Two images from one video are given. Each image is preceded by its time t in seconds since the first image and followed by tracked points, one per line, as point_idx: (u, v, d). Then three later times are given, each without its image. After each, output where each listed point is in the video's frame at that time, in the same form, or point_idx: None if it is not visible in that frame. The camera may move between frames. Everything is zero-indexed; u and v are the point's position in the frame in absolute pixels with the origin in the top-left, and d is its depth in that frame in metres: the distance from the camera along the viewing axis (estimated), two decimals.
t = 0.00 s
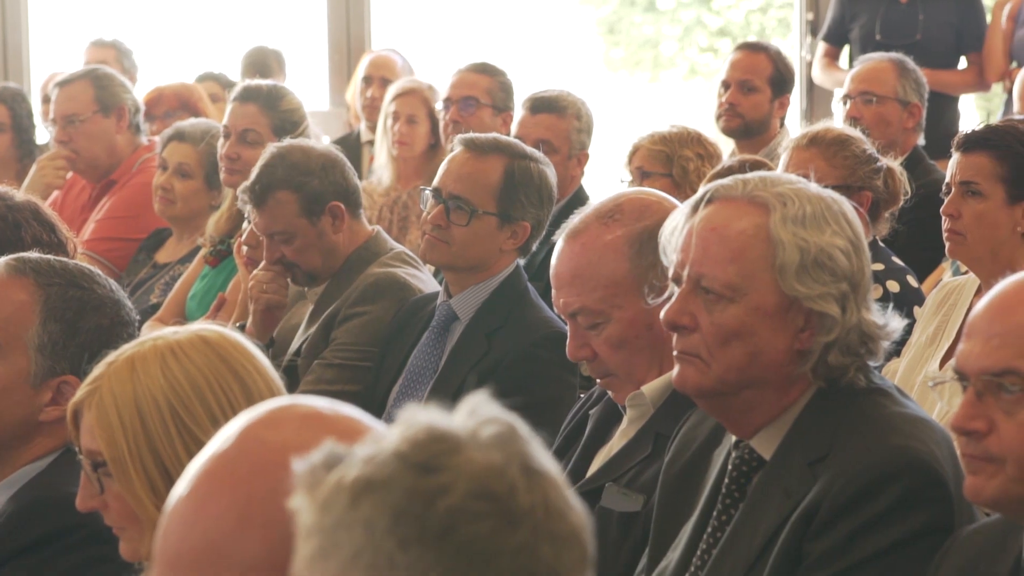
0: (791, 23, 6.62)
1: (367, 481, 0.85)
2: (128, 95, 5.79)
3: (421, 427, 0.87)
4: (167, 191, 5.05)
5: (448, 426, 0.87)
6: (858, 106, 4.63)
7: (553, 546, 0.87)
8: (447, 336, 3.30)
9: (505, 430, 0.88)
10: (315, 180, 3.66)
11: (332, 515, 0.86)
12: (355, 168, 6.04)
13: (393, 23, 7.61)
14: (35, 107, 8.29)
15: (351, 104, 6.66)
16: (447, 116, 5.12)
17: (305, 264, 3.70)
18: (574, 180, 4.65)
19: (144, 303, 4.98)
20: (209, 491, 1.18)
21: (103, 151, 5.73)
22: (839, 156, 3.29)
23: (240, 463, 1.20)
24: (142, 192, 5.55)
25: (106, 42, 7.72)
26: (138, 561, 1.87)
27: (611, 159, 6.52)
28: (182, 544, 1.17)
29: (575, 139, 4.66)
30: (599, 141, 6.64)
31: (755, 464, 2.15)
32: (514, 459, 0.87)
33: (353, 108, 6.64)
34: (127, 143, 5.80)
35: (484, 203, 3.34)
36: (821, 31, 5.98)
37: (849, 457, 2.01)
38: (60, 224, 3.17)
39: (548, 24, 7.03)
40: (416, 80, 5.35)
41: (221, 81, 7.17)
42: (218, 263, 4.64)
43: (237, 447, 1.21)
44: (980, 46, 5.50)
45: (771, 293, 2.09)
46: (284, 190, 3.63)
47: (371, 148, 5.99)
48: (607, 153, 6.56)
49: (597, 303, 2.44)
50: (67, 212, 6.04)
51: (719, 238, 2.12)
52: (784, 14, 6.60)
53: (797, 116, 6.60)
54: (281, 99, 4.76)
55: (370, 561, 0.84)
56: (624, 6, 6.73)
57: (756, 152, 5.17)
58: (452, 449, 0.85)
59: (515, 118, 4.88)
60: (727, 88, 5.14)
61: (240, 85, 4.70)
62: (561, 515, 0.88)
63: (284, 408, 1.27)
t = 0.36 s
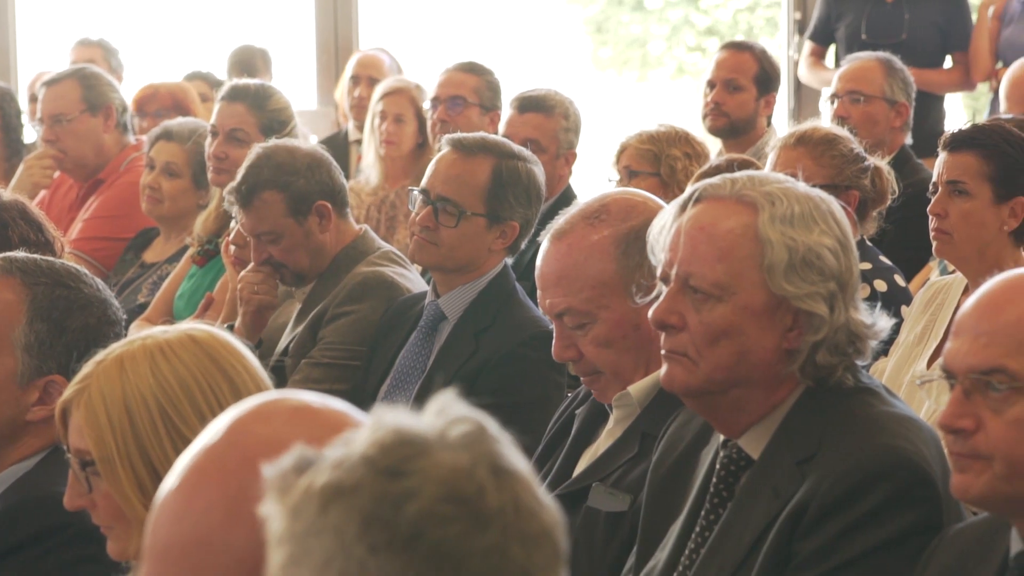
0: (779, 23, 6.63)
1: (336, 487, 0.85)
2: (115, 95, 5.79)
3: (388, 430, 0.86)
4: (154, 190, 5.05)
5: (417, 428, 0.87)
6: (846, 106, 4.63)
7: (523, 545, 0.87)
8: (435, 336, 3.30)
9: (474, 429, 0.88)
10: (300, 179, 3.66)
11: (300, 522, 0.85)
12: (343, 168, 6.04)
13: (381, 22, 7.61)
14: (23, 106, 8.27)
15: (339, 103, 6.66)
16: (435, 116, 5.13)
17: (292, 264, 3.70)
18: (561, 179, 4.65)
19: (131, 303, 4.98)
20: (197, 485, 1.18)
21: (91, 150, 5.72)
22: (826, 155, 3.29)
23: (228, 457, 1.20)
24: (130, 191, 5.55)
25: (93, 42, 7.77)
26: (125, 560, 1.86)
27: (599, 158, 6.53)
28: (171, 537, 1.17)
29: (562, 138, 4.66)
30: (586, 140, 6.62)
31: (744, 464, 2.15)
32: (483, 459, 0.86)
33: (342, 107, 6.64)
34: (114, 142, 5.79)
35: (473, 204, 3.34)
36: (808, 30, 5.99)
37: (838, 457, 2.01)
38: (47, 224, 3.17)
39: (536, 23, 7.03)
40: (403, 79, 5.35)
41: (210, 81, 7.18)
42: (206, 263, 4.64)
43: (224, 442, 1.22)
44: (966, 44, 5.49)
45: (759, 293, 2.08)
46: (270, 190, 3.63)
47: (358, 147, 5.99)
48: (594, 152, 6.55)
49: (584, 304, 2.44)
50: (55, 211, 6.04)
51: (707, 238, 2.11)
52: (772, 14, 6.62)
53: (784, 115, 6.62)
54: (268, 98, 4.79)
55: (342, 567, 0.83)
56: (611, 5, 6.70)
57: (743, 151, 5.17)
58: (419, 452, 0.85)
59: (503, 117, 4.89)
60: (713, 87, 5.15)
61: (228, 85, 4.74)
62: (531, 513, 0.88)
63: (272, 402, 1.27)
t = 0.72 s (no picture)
0: (765, 22, 6.66)
1: (312, 490, 0.84)
2: (102, 94, 5.78)
3: (364, 432, 0.86)
4: (142, 190, 5.05)
5: (394, 430, 0.86)
6: (833, 105, 4.62)
7: (505, 545, 0.86)
8: (423, 336, 3.30)
9: (450, 429, 0.87)
10: (287, 180, 3.66)
11: (279, 524, 0.85)
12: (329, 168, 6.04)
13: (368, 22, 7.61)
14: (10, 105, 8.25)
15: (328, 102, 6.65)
16: (422, 115, 5.12)
17: (279, 263, 3.70)
18: (548, 179, 4.66)
19: (118, 303, 4.97)
20: (203, 468, 1.21)
21: (77, 150, 5.72)
22: (813, 155, 3.29)
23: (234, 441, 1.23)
24: (116, 191, 5.55)
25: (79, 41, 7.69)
26: (111, 561, 1.84)
27: (586, 158, 6.53)
28: (177, 523, 1.20)
29: (549, 138, 4.67)
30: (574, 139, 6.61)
31: (731, 464, 2.15)
32: (460, 460, 0.86)
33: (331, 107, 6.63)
34: (101, 141, 5.79)
35: (462, 209, 3.32)
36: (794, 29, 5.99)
37: (825, 456, 2.01)
38: (34, 223, 3.17)
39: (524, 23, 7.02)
40: (391, 79, 5.36)
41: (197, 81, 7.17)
42: (193, 263, 4.64)
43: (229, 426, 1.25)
44: (951, 44, 5.48)
45: (746, 293, 2.08)
46: (256, 190, 3.63)
47: (346, 147, 6.00)
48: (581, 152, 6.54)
49: (574, 302, 2.43)
50: (41, 211, 6.04)
51: (694, 238, 2.11)
52: (759, 13, 6.64)
53: (771, 115, 6.63)
54: (257, 98, 4.83)
55: (319, 569, 0.83)
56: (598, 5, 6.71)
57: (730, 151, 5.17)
58: (395, 453, 0.85)
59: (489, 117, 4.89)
60: (699, 88, 5.15)
61: (215, 85, 4.78)
62: (510, 513, 0.87)
63: (278, 385, 1.29)
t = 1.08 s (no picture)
0: (755, 22, 6.64)
1: (295, 489, 0.84)
2: (91, 94, 5.78)
3: (346, 431, 0.85)
4: (130, 189, 5.04)
5: (376, 428, 0.86)
6: (821, 105, 4.62)
7: (486, 544, 0.86)
8: (412, 336, 3.31)
9: (433, 429, 0.87)
10: (275, 180, 3.65)
11: (263, 523, 0.85)
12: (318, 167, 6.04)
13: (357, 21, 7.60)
14: None
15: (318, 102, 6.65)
16: (411, 115, 5.12)
17: (267, 263, 3.70)
18: (537, 178, 4.67)
19: (107, 303, 4.97)
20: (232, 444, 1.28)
21: (66, 150, 5.72)
22: (802, 155, 3.29)
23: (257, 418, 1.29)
24: (105, 191, 5.55)
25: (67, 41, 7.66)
26: (99, 561, 1.83)
27: (575, 157, 6.53)
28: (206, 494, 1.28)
29: (537, 138, 4.68)
30: (562, 139, 6.61)
31: (719, 462, 2.15)
32: (441, 458, 0.85)
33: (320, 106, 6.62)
34: (89, 141, 5.78)
35: (450, 210, 3.32)
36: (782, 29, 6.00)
37: (813, 455, 2.01)
38: (22, 223, 3.14)
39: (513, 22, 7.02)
40: (379, 78, 5.36)
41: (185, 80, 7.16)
42: (182, 263, 4.64)
43: (253, 406, 1.30)
44: (937, 43, 5.49)
45: (734, 291, 2.08)
46: (245, 190, 3.63)
47: (334, 147, 6.00)
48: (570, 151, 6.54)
49: (564, 300, 2.43)
50: (30, 211, 6.04)
51: (682, 236, 2.11)
52: (748, 13, 6.63)
53: (760, 114, 6.64)
54: (247, 98, 4.82)
55: (301, 569, 0.82)
56: (587, 5, 6.68)
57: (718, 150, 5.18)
58: (378, 452, 0.84)
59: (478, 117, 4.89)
60: (687, 87, 5.16)
61: (205, 84, 4.77)
62: (491, 513, 0.87)
63: (300, 370, 1.35)
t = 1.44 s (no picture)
0: (742, 22, 6.63)
1: (273, 492, 0.83)
2: (78, 93, 5.78)
3: (323, 431, 0.85)
4: (117, 190, 5.04)
5: (352, 428, 0.85)
6: (808, 105, 4.62)
7: (465, 539, 0.86)
8: (399, 337, 3.29)
9: (405, 427, 0.87)
10: (263, 180, 3.66)
11: (243, 527, 0.84)
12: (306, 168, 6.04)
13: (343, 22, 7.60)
14: None
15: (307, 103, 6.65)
16: (398, 115, 5.13)
17: (256, 264, 3.70)
18: (524, 177, 4.67)
19: (94, 304, 4.97)
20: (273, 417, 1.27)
21: (53, 150, 5.72)
22: (789, 154, 3.30)
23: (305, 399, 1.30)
24: (92, 191, 5.56)
25: (52, 40, 7.55)
26: (87, 563, 1.85)
27: (563, 157, 6.53)
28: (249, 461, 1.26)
29: (525, 137, 4.69)
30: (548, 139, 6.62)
31: (707, 462, 2.14)
32: (418, 456, 0.85)
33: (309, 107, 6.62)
34: (76, 141, 5.79)
35: (437, 210, 3.33)
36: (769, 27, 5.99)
37: (800, 454, 2.01)
38: (9, 223, 3.09)
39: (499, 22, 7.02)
40: (367, 78, 5.37)
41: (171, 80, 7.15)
42: (169, 262, 4.64)
43: (297, 384, 1.31)
44: (922, 43, 5.49)
45: (722, 291, 2.08)
46: (233, 190, 3.63)
47: (322, 146, 6.00)
48: (557, 150, 6.54)
49: (552, 299, 2.43)
50: (17, 211, 6.04)
51: (671, 236, 2.11)
52: (735, 13, 6.62)
53: (747, 114, 6.64)
54: (234, 98, 4.85)
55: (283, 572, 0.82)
56: (574, 5, 6.67)
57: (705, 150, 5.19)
58: (354, 453, 0.83)
59: (465, 117, 4.90)
60: (675, 87, 5.16)
61: (192, 85, 4.80)
62: (469, 509, 0.87)
63: (336, 365, 1.37)
